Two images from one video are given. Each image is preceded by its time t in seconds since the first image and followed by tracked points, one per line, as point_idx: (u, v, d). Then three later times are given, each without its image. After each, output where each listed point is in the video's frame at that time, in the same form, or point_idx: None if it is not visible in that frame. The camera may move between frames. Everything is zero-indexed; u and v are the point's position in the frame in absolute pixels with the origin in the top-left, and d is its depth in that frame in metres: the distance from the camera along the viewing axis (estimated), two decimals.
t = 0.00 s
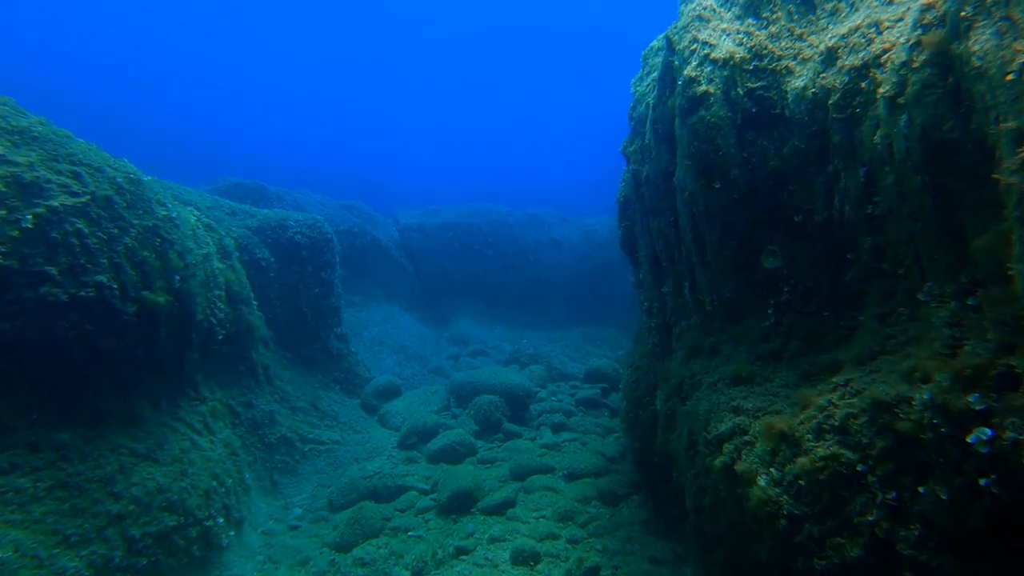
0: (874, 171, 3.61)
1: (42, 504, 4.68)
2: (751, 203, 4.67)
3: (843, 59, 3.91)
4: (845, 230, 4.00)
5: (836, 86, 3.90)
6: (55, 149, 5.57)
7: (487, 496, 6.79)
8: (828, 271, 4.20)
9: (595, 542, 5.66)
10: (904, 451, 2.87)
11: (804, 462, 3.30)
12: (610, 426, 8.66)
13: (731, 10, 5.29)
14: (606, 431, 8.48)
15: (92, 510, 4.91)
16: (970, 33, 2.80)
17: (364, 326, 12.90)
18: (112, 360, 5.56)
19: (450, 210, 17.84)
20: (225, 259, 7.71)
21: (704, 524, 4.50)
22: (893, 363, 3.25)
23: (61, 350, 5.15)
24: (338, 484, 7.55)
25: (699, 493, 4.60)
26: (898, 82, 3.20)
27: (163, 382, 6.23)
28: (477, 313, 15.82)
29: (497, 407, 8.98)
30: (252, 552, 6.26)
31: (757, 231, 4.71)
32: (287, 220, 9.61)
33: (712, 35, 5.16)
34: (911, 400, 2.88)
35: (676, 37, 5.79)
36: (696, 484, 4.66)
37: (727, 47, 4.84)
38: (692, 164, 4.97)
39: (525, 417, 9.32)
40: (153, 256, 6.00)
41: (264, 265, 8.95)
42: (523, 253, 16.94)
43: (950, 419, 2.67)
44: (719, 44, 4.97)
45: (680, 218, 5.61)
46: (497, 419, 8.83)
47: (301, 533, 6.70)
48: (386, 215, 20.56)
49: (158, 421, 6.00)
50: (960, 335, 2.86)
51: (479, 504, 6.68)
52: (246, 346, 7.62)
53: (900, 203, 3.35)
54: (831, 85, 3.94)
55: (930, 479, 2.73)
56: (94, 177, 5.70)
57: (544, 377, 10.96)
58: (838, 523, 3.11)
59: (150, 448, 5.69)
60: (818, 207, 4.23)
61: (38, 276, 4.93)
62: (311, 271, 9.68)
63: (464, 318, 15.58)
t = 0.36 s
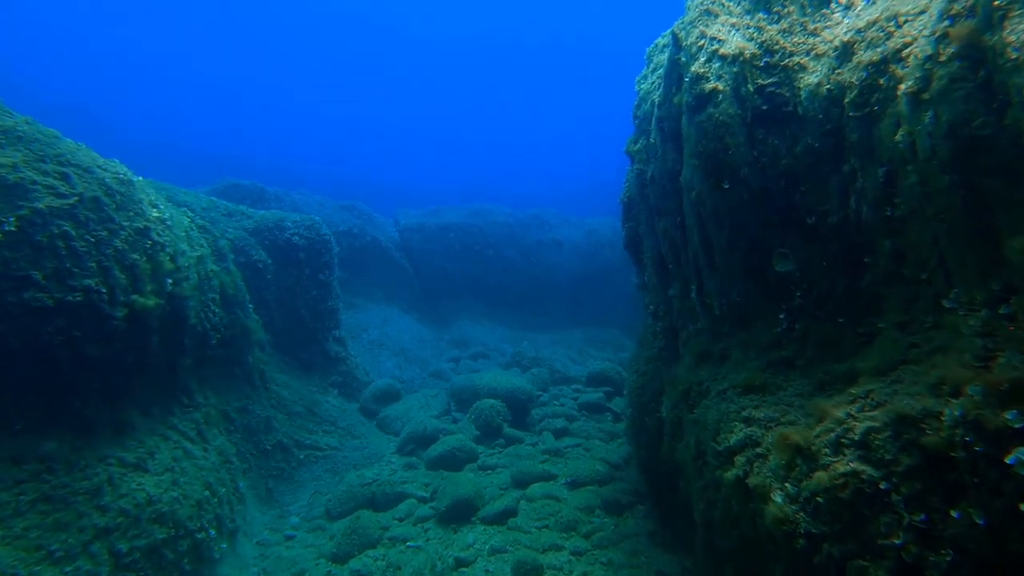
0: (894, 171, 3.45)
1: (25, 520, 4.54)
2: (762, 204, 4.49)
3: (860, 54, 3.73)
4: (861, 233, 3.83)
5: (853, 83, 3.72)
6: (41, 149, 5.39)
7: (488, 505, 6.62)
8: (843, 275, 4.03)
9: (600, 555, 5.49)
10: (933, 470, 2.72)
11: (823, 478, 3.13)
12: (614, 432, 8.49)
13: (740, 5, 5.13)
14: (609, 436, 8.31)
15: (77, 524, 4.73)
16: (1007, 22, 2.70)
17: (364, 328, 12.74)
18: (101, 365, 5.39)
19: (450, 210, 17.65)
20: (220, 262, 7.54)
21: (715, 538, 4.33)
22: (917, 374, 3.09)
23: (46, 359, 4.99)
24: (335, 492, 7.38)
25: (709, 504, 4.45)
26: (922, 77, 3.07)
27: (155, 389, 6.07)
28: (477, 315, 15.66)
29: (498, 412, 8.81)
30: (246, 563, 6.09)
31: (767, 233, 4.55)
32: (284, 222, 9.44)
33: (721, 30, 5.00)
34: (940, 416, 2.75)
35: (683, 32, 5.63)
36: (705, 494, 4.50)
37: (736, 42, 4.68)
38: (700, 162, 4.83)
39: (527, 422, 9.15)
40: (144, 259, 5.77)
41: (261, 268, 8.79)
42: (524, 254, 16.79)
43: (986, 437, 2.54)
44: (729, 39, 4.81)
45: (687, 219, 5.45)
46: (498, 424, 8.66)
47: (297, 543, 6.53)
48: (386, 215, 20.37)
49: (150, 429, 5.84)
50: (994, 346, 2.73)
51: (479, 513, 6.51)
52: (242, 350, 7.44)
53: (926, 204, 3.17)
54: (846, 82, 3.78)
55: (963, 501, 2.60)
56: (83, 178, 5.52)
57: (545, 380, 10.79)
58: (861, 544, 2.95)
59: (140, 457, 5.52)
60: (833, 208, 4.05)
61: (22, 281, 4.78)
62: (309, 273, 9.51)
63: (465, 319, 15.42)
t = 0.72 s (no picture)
0: (914, 169, 3.28)
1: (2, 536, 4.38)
2: (772, 204, 4.32)
3: (877, 47, 3.57)
4: (877, 233, 3.66)
5: (869, 77, 3.55)
6: (25, 147, 5.25)
7: (488, 513, 6.46)
8: (857, 278, 3.86)
9: (602, 567, 5.32)
10: (963, 487, 2.55)
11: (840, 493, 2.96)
12: (617, 437, 8.31)
13: None
14: (612, 442, 8.13)
15: (58, 538, 4.58)
16: None
17: (364, 331, 12.61)
18: (87, 370, 5.24)
19: (452, 211, 17.50)
20: (215, 264, 7.39)
21: (723, 553, 4.16)
22: (939, 383, 2.92)
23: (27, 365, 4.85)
24: (332, 499, 7.22)
25: (716, 515, 4.30)
26: (947, 69, 2.99)
27: (144, 395, 5.92)
28: (479, 317, 15.50)
29: (498, 416, 8.64)
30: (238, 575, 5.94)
31: (778, 233, 4.38)
32: (282, 223, 9.30)
33: (729, 24, 4.86)
34: (969, 429, 2.58)
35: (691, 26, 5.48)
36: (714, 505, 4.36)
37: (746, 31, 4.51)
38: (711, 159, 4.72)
39: (529, 426, 8.98)
40: (133, 261, 5.63)
41: (258, 270, 8.65)
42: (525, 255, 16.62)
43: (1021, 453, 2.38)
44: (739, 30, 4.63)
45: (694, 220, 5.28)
46: (499, 429, 8.49)
47: (291, 553, 6.37)
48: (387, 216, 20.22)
49: (139, 437, 5.69)
50: None
51: (479, 522, 6.34)
52: (237, 355, 7.29)
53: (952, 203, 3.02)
54: (861, 75, 3.62)
55: (997, 521, 2.43)
56: (68, 178, 5.38)
57: (548, 384, 10.62)
58: (883, 565, 2.78)
59: (127, 467, 5.37)
60: (847, 208, 3.87)
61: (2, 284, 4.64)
62: (308, 275, 9.36)
63: (466, 322, 15.28)
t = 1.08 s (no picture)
0: (936, 166, 3.15)
1: None
2: (784, 203, 4.14)
3: (896, 40, 3.47)
4: (895, 234, 3.47)
5: (888, 70, 3.44)
6: (6, 144, 5.08)
7: (488, 521, 6.24)
8: (871, 280, 3.69)
9: None
10: (996, 506, 2.37)
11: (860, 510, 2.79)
12: (620, 442, 8.12)
13: None
14: (615, 447, 7.94)
15: (37, 553, 4.42)
16: None
17: (362, 334, 12.45)
18: (72, 376, 5.09)
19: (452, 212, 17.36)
20: (209, 266, 7.22)
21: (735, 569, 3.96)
22: (967, 391, 2.75)
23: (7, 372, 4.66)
24: (328, 507, 7.04)
25: (724, 528, 4.12)
26: (977, 59, 2.89)
27: (132, 402, 5.75)
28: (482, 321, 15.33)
29: (498, 421, 8.45)
30: None
31: (790, 233, 4.19)
32: (279, 224, 9.15)
33: (739, 18, 4.79)
34: (1002, 443, 2.41)
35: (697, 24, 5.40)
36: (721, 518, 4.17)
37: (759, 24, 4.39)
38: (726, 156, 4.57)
39: (529, 431, 8.79)
40: (120, 263, 5.47)
41: (255, 272, 8.50)
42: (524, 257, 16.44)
43: None
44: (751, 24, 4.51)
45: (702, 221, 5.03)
46: (499, 434, 8.29)
47: (285, 563, 6.19)
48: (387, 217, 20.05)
49: (128, 444, 5.53)
50: None
51: (479, 531, 6.12)
52: (230, 359, 7.12)
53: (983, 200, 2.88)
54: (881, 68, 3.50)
55: None
56: (51, 176, 5.20)
57: (549, 388, 10.43)
58: None
59: (113, 477, 5.19)
60: (862, 208, 3.71)
61: None
62: (305, 277, 9.19)
63: (468, 323, 15.10)
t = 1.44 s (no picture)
0: (958, 161, 4.45)
1: None
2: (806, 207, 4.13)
3: (920, 28, 4.79)
4: (922, 238, 4.69)
5: (910, 62, 4.78)
6: None
7: (487, 529, 5.96)
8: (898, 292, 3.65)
9: None
10: None
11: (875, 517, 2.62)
12: (622, 447, 7.89)
13: None
14: (617, 453, 7.72)
15: (14, 570, 4.06)
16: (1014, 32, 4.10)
17: (360, 337, 12.72)
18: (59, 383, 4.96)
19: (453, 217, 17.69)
20: (201, 267, 7.14)
21: None
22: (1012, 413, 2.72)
23: None
24: (323, 516, 6.84)
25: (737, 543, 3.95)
26: (1012, 47, 4.08)
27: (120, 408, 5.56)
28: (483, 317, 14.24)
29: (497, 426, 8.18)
30: None
31: (814, 238, 4.51)
32: (277, 226, 9.24)
33: (751, 12, 6.27)
34: None
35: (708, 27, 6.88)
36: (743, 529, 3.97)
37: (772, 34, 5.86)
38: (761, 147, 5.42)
39: (529, 435, 8.55)
40: (107, 265, 5.53)
41: (251, 274, 8.59)
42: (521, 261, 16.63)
43: None
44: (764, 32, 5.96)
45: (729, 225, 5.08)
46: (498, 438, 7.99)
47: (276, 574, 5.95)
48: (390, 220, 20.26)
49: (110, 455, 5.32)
50: None
51: (477, 539, 5.84)
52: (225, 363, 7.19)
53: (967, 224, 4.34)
54: (900, 63, 4.86)
55: None
56: (34, 173, 5.18)
57: (549, 391, 10.17)
58: None
59: (99, 488, 4.95)
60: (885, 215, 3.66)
61: None
62: (301, 280, 9.23)
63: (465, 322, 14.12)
